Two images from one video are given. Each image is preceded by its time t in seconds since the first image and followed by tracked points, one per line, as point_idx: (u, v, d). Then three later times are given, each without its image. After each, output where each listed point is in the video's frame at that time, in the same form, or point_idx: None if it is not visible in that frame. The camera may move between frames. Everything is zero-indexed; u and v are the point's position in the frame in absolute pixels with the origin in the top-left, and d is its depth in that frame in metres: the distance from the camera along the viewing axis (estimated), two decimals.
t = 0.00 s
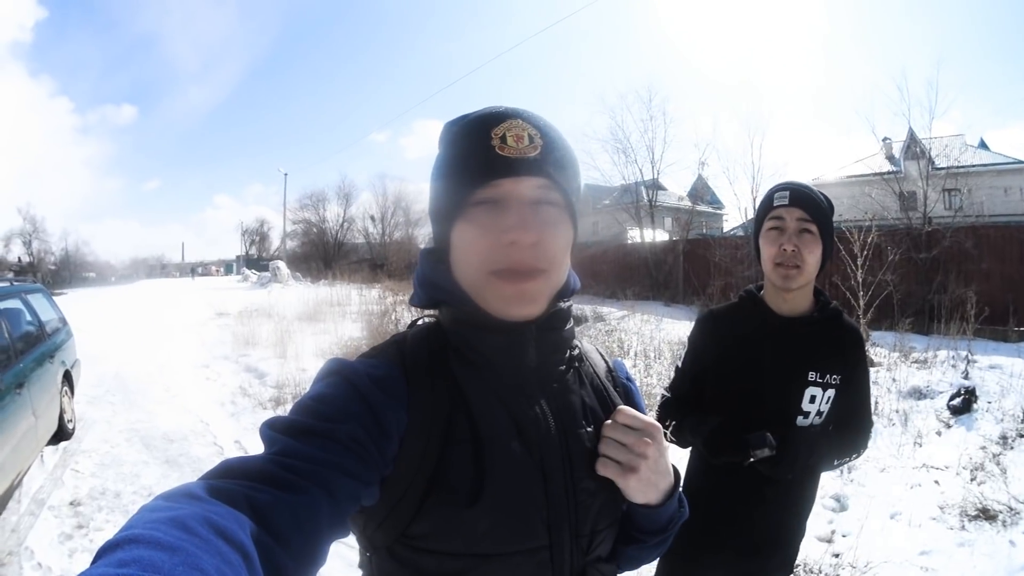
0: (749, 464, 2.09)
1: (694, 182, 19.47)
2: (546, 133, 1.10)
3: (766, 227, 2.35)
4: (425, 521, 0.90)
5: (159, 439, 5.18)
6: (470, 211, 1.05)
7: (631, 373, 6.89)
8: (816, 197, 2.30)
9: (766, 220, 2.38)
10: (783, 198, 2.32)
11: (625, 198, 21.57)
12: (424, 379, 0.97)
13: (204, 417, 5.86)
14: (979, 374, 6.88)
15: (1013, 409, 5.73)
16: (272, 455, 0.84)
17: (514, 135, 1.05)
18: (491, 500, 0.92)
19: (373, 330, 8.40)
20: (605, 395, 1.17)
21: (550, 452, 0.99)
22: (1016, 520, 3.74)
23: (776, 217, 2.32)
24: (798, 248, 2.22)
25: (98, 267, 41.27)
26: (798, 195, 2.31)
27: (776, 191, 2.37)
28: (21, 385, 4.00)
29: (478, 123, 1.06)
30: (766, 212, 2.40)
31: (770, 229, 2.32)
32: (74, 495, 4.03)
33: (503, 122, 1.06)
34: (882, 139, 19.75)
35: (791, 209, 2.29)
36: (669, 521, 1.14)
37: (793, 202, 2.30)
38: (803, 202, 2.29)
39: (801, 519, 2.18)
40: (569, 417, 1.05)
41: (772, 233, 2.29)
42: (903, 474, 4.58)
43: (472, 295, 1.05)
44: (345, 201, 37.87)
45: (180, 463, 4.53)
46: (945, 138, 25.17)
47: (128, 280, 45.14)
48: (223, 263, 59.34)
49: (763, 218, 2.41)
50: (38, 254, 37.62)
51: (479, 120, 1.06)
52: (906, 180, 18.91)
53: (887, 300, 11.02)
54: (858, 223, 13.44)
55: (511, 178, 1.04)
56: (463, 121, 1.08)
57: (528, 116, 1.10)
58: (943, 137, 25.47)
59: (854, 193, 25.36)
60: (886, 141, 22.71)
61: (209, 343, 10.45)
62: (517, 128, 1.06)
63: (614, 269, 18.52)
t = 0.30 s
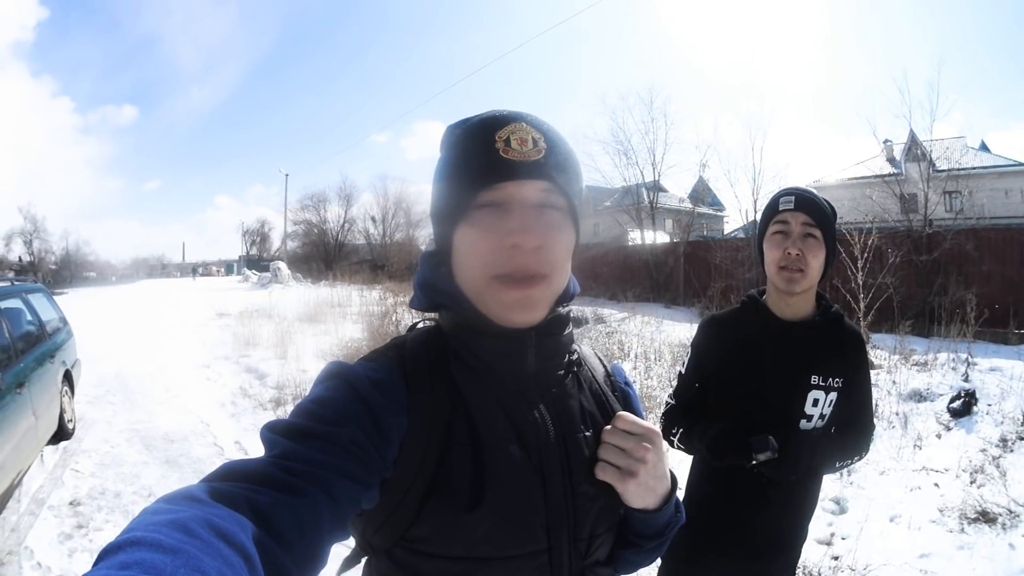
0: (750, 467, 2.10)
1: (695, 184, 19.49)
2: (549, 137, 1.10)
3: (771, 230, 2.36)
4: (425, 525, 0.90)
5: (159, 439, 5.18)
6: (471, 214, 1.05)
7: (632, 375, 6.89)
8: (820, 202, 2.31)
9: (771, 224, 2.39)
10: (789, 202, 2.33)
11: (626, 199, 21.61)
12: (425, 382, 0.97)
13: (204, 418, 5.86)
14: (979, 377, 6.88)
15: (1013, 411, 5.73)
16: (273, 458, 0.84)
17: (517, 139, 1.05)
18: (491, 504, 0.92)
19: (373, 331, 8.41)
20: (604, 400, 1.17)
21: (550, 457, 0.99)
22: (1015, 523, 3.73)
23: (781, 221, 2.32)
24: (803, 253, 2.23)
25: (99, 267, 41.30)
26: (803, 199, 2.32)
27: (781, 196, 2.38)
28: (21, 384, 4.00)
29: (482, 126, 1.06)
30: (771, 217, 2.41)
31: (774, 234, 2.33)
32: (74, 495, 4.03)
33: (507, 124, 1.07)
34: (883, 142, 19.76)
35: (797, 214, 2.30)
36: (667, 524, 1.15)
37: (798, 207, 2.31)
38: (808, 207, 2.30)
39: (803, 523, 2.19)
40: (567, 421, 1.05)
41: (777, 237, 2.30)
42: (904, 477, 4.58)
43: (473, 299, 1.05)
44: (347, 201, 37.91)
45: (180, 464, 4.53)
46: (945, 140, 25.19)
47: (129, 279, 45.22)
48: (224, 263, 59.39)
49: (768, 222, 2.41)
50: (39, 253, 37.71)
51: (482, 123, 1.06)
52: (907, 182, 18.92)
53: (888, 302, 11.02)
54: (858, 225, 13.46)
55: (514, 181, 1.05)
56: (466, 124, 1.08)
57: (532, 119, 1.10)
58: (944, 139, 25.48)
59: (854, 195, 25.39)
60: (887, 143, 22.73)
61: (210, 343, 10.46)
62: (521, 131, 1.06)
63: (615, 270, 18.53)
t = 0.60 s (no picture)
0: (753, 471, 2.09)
1: (697, 186, 19.48)
2: (547, 137, 1.10)
3: (779, 234, 2.36)
4: (427, 526, 0.90)
5: (161, 439, 5.19)
6: (470, 214, 1.05)
7: (633, 377, 6.89)
8: (828, 206, 2.32)
9: (779, 227, 2.39)
10: (798, 205, 2.33)
11: (629, 201, 21.61)
12: (427, 383, 0.97)
13: (205, 418, 5.87)
14: (981, 379, 6.87)
15: (1016, 415, 5.72)
16: (275, 460, 0.84)
17: (515, 137, 1.06)
18: (494, 506, 0.92)
19: (375, 332, 8.42)
20: (605, 402, 1.17)
21: (550, 459, 0.99)
22: (1017, 527, 3.73)
23: (790, 224, 2.32)
24: (810, 257, 2.23)
25: (102, 266, 41.41)
26: (812, 203, 2.32)
27: (790, 199, 2.38)
28: (23, 383, 4.01)
29: (480, 127, 1.07)
30: (779, 220, 2.41)
31: (782, 237, 2.33)
32: (76, 494, 4.04)
33: (506, 125, 1.07)
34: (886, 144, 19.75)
35: (805, 217, 2.30)
36: (671, 525, 1.15)
37: (807, 210, 2.31)
38: (817, 211, 2.31)
39: (807, 526, 2.19)
40: (568, 423, 1.05)
41: (786, 240, 2.30)
42: (906, 480, 4.57)
43: (473, 299, 1.05)
44: (349, 202, 37.95)
45: (182, 464, 4.54)
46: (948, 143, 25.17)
47: (132, 279, 45.32)
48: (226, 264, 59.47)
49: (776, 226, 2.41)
50: (41, 253, 37.80)
51: (481, 125, 1.07)
52: (909, 185, 18.89)
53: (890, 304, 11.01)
54: (860, 228, 13.46)
55: (513, 180, 1.05)
56: (465, 126, 1.09)
57: (531, 120, 1.11)
58: (947, 142, 25.46)
59: (857, 197, 25.36)
60: (889, 146, 22.71)
61: (213, 343, 10.47)
62: (519, 131, 1.07)
63: (617, 272, 18.53)
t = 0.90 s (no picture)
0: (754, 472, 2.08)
1: (695, 188, 19.52)
2: (547, 139, 1.10)
3: (779, 235, 2.36)
4: (427, 527, 0.89)
5: (158, 441, 5.17)
6: (470, 216, 1.05)
7: (631, 378, 6.89)
8: (829, 208, 2.32)
9: (780, 227, 2.39)
10: (799, 206, 2.33)
11: (626, 202, 21.64)
12: (425, 383, 0.96)
13: (203, 419, 5.85)
14: (979, 380, 6.88)
15: (1013, 415, 5.73)
16: (274, 459, 0.84)
17: (515, 140, 1.05)
18: (494, 505, 0.91)
19: (373, 334, 8.41)
20: (605, 402, 1.17)
21: (551, 459, 0.99)
22: (1015, 526, 3.73)
23: (791, 224, 2.32)
24: (812, 258, 2.23)
25: (99, 267, 41.33)
26: (814, 204, 2.32)
27: (792, 200, 2.38)
28: (20, 385, 4.00)
29: (480, 130, 1.06)
30: (780, 220, 2.41)
31: (783, 237, 2.32)
32: (72, 495, 4.02)
33: (506, 128, 1.07)
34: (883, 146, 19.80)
35: (807, 218, 2.30)
36: (678, 518, 1.15)
37: (808, 211, 2.31)
38: (818, 212, 2.31)
39: (806, 526, 2.19)
40: (567, 424, 1.04)
41: (787, 241, 2.30)
42: (904, 480, 4.58)
43: (472, 300, 1.05)
44: (346, 203, 37.93)
45: (179, 465, 4.52)
46: (945, 144, 25.23)
47: (129, 280, 45.23)
48: (223, 266, 59.35)
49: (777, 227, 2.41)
50: (38, 254, 37.81)
51: (481, 127, 1.06)
52: (906, 186, 18.94)
53: (888, 305, 11.03)
54: (858, 228, 13.48)
55: (514, 184, 1.04)
56: (464, 129, 1.08)
57: (531, 123, 1.10)
58: (944, 143, 25.53)
59: (854, 198, 25.42)
60: (886, 147, 22.78)
61: (210, 345, 10.45)
62: (519, 134, 1.06)
63: (615, 273, 18.54)
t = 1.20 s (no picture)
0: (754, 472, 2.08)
1: (694, 189, 19.54)
2: (547, 140, 1.10)
3: (777, 232, 2.35)
4: (428, 526, 0.89)
5: (157, 444, 5.16)
6: (469, 217, 1.05)
7: (630, 379, 6.89)
8: (827, 206, 2.32)
9: (777, 225, 2.38)
10: (796, 204, 2.33)
11: (625, 203, 21.65)
12: (426, 383, 0.96)
13: (202, 422, 5.84)
14: (978, 379, 6.88)
15: (1013, 413, 5.73)
16: (274, 460, 0.83)
17: (515, 141, 1.05)
18: (494, 505, 0.91)
19: (372, 336, 8.41)
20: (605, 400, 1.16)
21: (552, 458, 0.98)
22: (1017, 525, 3.73)
23: (789, 223, 2.32)
24: (809, 256, 2.22)
25: (98, 270, 41.35)
26: (811, 201, 2.32)
27: (789, 197, 2.38)
28: (18, 388, 3.99)
29: (479, 130, 1.06)
30: (778, 218, 2.40)
31: (781, 236, 2.32)
32: (71, 499, 4.01)
33: (505, 128, 1.06)
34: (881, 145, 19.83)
35: (805, 216, 2.30)
36: (679, 516, 1.14)
37: (806, 209, 2.31)
38: (815, 210, 2.31)
39: (806, 525, 2.18)
40: (567, 423, 1.04)
41: (785, 239, 2.29)
42: (904, 480, 4.57)
43: (472, 301, 1.04)
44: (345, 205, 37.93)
45: (178, 468, 4.51)
46: (943, 142, 25.25)
47: (128, 283, 45.19)
48: (223, 269, 59.35)
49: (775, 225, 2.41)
50: (36, 257, 37.80)
51: (480, 128, 1.06)
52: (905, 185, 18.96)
53: (887, 304, 11.03)
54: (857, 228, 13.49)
55: (514, 185, 1.04)
56: (464, 129, 1.08)
57: (530, 123, 1.10)
58: (942, 142, 25.55)
59: (853, 197, 25.44)
60: (884, 146, 22.80)
61: (209, 347, 10.44)
62: (519, 134, 1.06)
63: (614, 274, 18.55)
